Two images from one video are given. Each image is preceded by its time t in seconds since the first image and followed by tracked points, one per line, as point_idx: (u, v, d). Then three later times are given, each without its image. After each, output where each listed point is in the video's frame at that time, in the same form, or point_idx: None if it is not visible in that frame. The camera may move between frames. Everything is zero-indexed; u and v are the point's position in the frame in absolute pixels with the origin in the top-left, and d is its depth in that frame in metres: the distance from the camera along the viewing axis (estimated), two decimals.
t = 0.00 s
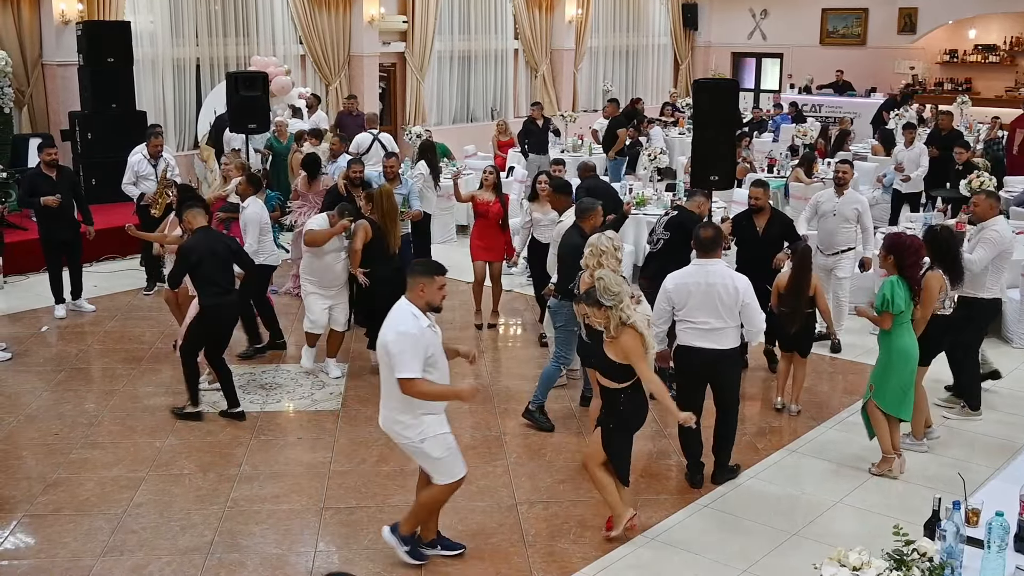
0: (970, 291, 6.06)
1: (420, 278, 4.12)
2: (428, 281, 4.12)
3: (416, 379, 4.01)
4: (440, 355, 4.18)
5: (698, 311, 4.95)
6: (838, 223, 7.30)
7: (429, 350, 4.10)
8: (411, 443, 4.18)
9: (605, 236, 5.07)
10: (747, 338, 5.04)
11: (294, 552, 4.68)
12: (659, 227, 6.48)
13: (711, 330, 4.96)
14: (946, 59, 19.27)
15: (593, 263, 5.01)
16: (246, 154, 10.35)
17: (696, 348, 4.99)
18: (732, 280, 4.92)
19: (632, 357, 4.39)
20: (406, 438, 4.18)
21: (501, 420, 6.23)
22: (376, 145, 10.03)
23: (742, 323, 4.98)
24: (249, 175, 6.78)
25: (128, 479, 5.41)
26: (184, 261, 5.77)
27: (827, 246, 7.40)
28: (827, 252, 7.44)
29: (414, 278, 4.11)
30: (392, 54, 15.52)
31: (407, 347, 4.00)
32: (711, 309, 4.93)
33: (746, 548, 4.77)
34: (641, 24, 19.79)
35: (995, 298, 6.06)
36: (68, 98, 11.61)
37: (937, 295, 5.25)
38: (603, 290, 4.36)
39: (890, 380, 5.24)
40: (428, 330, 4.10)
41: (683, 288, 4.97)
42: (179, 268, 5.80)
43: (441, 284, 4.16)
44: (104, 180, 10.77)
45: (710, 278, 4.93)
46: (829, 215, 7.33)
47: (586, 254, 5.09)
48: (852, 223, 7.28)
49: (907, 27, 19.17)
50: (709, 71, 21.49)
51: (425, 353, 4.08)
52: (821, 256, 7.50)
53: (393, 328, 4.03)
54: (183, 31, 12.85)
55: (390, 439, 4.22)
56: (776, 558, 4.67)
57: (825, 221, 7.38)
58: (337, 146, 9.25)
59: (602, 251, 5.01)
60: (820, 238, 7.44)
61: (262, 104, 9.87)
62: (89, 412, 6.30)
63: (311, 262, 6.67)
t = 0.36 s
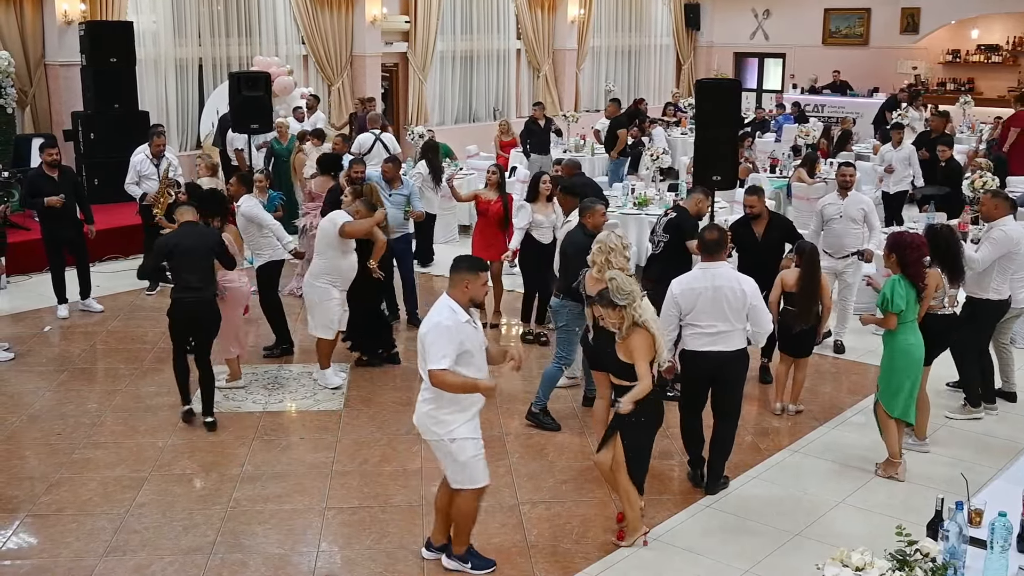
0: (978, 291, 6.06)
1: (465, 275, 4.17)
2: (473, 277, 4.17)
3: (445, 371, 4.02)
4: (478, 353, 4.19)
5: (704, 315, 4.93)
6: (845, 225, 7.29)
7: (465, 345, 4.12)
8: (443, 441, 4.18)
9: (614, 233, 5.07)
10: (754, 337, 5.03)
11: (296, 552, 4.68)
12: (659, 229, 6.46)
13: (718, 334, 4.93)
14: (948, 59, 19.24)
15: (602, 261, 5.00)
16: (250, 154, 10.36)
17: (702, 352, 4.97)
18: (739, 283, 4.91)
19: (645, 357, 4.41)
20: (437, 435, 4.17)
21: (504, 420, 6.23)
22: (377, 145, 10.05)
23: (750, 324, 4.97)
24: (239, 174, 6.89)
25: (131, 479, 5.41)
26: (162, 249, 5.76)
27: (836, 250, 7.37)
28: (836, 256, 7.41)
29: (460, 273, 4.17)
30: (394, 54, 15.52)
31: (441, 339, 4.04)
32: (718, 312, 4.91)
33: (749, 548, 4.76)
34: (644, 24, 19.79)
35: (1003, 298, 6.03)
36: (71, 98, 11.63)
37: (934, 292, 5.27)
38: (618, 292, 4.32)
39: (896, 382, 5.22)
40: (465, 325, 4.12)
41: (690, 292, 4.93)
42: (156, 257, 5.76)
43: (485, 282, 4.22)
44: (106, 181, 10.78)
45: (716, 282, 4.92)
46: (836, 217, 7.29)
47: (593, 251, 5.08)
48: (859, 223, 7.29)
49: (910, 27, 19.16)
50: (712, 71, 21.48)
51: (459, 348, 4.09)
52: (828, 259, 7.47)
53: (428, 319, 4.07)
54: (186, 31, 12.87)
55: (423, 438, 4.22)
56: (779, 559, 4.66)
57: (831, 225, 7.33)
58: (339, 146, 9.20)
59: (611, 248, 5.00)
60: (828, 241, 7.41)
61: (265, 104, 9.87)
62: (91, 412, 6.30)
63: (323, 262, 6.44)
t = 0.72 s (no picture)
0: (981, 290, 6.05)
1: (504, 284, 4.10)
2: (511, 288, 4.09)
3: (476, 381, 3.97)
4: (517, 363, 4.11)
5: (702, 315, 4.89)
6: (841, 226, 7.30)
7: (500, 354, 4.04)
8: (476, 453, 4.12)
9: (620, 236, 5.02)
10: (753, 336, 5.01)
11: (297, 552, 4.68)
12: (655, 233, 6.50)
13: (717, 335, 4.90)
14: (950, 59, 19.23)
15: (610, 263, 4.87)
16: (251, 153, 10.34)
17: (700, 353, 4.94)
18: (739, 284, 4.87)
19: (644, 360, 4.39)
20: (472, 447, 4.11)
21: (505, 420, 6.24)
22: (378, 145, 10.05)
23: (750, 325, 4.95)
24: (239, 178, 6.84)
25: (132, 479, 5.41)
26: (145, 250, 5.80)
27: (833, 251, 7.40)
28: (834, 257, 7.43)
29: (497, 282, 4.08)
30: (395, 54, 15.52)
31: (474, 347, 3.98)
32: (718, 313, 4.87)
33: (750, 548, 4.77)
34: (645, 24, 19.79)
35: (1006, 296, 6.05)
36: (72, 98, 11.63)
37: (944, 293, 5.32)
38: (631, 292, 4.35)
39: (896, 383, 5.20)
40: (500, 334, 4.05)
41: (688, 293, 4.89)
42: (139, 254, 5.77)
43: (521, 292, 4.14)
44: (108, 181, 10.79)
45: (715, 282, 4.87)
46: (833, 219, 7.32)
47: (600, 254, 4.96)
48: (854, 226, 7.28)
49: (911, 27, 19.16)
50: (713, 71, 21.48)
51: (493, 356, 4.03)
52: (827, 261, 7.49)
53: (464, 328, 4.01)
54: (187, 31, 12.88)
55: (457, 448, 4.16)
56: (780, 559, 4.66)
57: (828, 227, 7.36)
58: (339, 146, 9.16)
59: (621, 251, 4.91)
60: (825, 243, 7.43)
61: (266, 104, 9.87)
62: (93, 412, 6.31)
63: (354, 268, 6.36)
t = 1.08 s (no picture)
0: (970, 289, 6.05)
1: (544, 280, 4.05)
2: (552, 283, 4.06)
3: (540, 380, 3.96)
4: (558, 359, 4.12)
5: (688, 315, 4.89)
6: (833, 226, 7.28)
7: (550, 350, 4.04)
8: (526, 450, 4.14)
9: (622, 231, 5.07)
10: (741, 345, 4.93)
11: (298, 552, 4.69)
12: (656, 232, 6.50)
13: (702, 335, 4.89)
14: (950, 59, 19.23)
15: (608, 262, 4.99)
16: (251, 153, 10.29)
17: (686, 352, 4.94)
18: (725, 286, 4.85)
19: (615, 355, 4.34)
20: (524, 444, 4.12)
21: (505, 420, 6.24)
22: (378, 145, 10.05)
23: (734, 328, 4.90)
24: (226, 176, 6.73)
25: (132, 479, 5.41)
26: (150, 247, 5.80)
27: (825, 251, 7.35)
28: (824, 257, 7.39)
29: (539, 278, 4.04)
30: (395, 54, 15.51)
31: (534, 346, 3.96)
32: (703, 313, 4.86)
33: (750, 548, 4.77)
34: (645, 24, 19.79)
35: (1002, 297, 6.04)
36: (72, 98, 11.63)
37: (949, 294, 5.31)
38: (629, 288, 4.31)
39: (900, 383, 5.22)
40: (549, 332, 4.03)
41: (674, 292, 4.90)
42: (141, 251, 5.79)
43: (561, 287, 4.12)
44: (108, 180, 10.80)
45: (702, 283, 4.86)
46: (826, 218, 7.28)
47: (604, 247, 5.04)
48: (846, 226, 7.30)
49: (911, 27, 19.16)
50: (713, 71, 21.46)
51: (547, 354, 4.03)
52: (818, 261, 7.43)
53: (516, 327, 3.97)
54: (187, 31, 12.87)
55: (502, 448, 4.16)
56: (780, 559, 4.67)
57: (820, 226, 7.32)
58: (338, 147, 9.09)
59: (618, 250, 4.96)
60: (817, 242, 7.36)
61: (267, 104, 9.87)
62: (93, 412, 6.31)
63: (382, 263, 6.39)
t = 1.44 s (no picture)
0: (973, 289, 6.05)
1: (573, 278, 4.11)
2: (581, 281, 4.12)
3: (575, 374, 3.99)
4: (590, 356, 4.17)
5: (686, 316, 4.88)
6: (838, 226, 7.31)
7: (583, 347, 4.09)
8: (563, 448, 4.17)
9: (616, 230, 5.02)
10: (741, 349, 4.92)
11: (299, 552, 4.68)
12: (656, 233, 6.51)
13: (699, 337, 4.88)
14: (950, 60, 19.23)
15: (607, 258, 4.93)
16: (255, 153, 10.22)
17: (683, 353, 4.93)
18: (722, 287, 4.84)
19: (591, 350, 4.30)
20: (560, 442, 4.15)
21: (505, 420, 6.23)
22: (379, 145, 10.03)
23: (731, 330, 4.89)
24: (226, 181, 6.79)
25: (133, 479, 5.41)
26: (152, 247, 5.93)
27: (829, 252, 7.36)
28: (829, 258, 7.39)
29: (568, 276, 4.12)
30: (395, 54, 15.52)
31: (567, 342, 4.00)
32: (700, 314, 4.85)
33: (750, 548, 4.77)
34: (645, 24, 19.78)
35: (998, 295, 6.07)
36: (73, 98, 11.64)
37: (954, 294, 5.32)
38: (619, 291, 4.24)
39: (907, 384, 5.19)
40: (580, 328, 4.08)
41: (672, 293, 4.92)
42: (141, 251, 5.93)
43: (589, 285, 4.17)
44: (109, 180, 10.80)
45: (700, 283, 4.87)
46: (830, 219, 7.30)
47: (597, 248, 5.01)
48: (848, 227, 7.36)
49: (912, 27, 19.16)
50: (713, 71, 21.45)
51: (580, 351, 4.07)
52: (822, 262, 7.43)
53: (548, 324, 4.04)
54: (187, 31, 12.87)
55: (538, 447, 4.18)
56: (781, 559, 4.67)
57: (823, 227, 7.33)
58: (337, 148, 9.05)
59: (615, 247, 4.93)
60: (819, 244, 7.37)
61: (268, 103, 9.86)
62: (94, 412, 6.30)
63: (399, 274, 6.41)
